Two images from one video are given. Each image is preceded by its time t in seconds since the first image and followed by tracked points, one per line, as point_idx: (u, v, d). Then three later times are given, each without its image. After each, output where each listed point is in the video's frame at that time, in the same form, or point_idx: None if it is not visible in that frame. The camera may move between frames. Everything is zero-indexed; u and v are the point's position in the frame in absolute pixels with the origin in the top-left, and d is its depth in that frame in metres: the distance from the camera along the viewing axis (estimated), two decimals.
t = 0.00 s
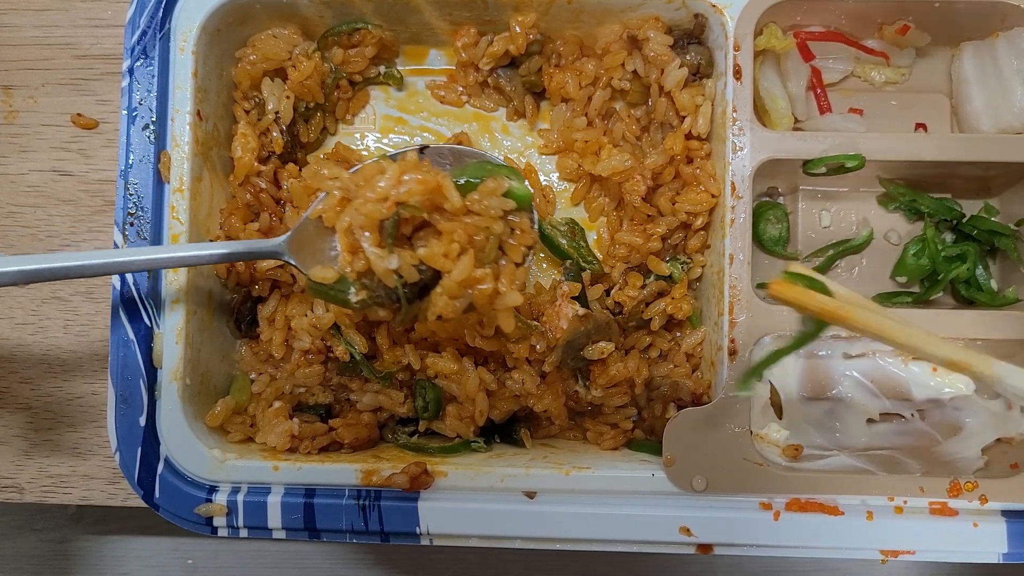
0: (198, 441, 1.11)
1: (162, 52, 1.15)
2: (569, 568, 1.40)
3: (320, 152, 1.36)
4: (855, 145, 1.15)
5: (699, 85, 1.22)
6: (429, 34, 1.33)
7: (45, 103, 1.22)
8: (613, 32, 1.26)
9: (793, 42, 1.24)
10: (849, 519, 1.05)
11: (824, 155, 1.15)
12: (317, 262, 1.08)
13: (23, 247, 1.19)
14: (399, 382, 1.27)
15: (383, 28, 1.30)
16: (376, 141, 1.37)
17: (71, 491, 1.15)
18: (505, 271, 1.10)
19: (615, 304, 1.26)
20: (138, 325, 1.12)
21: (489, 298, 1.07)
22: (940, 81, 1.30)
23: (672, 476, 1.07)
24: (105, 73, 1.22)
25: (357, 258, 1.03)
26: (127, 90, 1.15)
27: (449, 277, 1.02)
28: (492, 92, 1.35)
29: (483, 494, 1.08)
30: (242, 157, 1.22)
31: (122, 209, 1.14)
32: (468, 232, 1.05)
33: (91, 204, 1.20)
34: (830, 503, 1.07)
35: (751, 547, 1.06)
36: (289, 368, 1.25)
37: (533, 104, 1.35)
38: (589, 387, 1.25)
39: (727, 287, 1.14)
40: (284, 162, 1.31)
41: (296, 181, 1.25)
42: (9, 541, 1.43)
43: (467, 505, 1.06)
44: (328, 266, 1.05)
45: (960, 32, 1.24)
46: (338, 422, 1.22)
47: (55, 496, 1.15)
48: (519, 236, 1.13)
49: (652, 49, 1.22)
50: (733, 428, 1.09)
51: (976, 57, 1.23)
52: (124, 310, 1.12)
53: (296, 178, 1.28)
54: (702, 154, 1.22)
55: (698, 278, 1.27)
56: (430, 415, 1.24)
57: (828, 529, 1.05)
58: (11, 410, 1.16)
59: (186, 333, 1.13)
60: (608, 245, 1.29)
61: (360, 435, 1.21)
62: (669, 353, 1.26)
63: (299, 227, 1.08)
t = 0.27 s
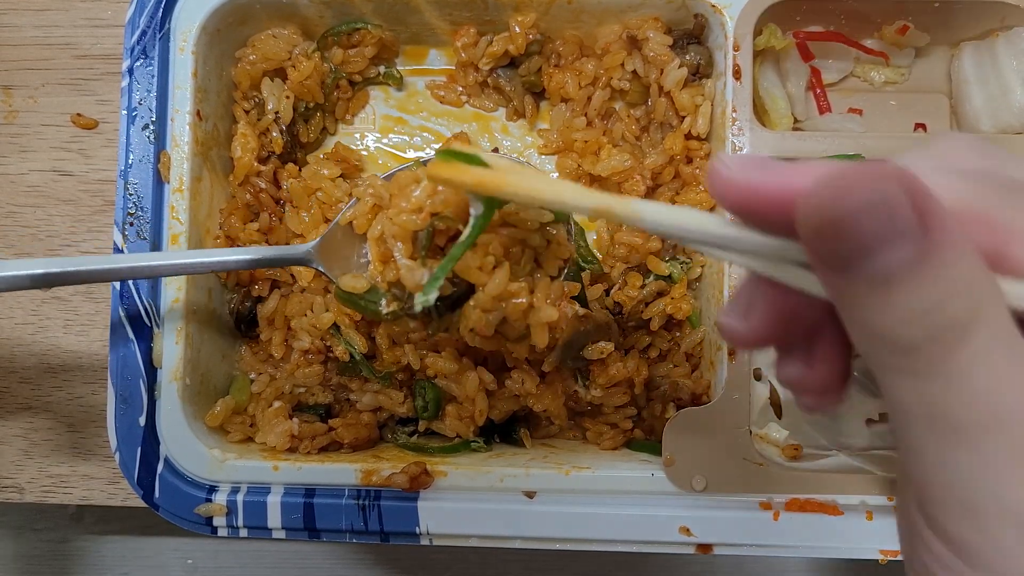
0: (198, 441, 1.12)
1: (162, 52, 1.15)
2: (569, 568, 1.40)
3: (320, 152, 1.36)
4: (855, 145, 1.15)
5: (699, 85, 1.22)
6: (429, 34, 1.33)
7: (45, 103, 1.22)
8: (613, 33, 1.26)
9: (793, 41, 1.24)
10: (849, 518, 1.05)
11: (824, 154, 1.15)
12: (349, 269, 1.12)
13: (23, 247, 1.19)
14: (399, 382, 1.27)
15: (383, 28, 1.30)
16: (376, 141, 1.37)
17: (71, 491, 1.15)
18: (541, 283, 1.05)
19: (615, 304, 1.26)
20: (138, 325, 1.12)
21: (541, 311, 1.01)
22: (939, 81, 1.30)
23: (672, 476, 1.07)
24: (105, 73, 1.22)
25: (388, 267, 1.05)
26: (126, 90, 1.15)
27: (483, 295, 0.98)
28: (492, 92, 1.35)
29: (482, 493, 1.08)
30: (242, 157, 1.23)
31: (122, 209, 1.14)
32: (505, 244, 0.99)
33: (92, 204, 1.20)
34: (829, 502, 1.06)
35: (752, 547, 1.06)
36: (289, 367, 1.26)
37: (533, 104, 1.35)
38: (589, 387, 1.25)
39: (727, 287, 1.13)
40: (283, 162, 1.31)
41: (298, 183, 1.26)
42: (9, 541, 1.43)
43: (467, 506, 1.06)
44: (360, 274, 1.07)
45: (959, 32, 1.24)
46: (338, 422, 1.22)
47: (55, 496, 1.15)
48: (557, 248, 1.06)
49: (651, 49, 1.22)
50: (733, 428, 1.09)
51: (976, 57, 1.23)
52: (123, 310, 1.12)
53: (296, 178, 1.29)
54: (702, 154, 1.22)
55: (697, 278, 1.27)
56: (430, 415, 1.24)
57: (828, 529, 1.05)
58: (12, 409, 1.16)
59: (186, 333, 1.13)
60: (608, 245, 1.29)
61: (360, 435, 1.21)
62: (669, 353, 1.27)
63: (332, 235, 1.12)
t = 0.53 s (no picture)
0: (198, 441, 1.12)
1: (162, 52, 1.15)
2: (569, 568, 1.40)
3: (320, 152, 1.36)
4: (856, 145, 1.15)
5: (699, 85, 1.22)
6: (429, 34, 1.33)
7: (45, 103, 1.22)
8: (613, 33, 1.26)
9: (793, 41, 1.24)
10: (849, 518, 1.05)
11: (824, 155, 1.15)
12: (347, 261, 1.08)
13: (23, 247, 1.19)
14: (399, 382, 1.27)
15: (383, 28, 1.30)
16: (376, 141, 1.37)
17: (71, 491, 1.15)
18: (541, 275, 1.01)
19: (615, 304, 1.27)
20: (138, 325, 1.12)
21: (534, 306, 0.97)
22: (939, 81, 1.30)
23: (672, 476, 1.07)
24: (105, 73, 1.23)
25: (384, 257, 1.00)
26: (127, 90, 1.15)
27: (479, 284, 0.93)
28: (492, 92, 1.35)
29: (482, 493, 1.08)
30: (242, 157, 1.23)
31: (122, 209, 1.14)
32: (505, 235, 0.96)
33: (92, 204, 1.20)
34: (829, 502, 1.06)
35: (752, 547, 1.06)
36: (289, 367, 1.26)
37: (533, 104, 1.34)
38: (589, 387, 1.25)
39: (727, 287, 1.13)
40: (283, 162, 1.31)
41: (298, 183, 1.26)
42: (9, 541, 1.43)
43: (467, 505, 1.06)
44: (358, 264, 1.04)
45: (959, 32, 1.24)
46: (338, 422, 1.22)
47: (55, 496, 1.15)
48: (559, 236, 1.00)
49: (652, 49, 1.22)
50: (732, 427, 1.09)
51: (975, 57, 1.23)
52: (123, 309, 1.12)
53: (296, 178, 1.28)
54: (702, 154, 1.21)
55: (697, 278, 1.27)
56: (430, 415, 1.24)
57: (828, 529, 1.05)
58: (12, 409, 1.16)
59: (186, 333, 1.13)
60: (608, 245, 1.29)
61: (360, 435, 1.21)
62: (669, 353, 1.26)
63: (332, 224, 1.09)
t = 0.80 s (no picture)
0: (199, 442, 1.12)
1: (162, 52, 1.15)
2: (569, 568, 1.40)
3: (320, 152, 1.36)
4: (856, 146, 1.15)
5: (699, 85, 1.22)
6: (429, 34, 1.33)
7: (45, 103, 1.22)
8: (613, 33, 1.26)
9: (793, 42, 1.24)
10: (849, 518, 1.05)
11: (825, 154, 1.15)
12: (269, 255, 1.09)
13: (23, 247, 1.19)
14: (399, 382, 1.27)
15: (383, 28, 1.30)
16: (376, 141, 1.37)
17: (71, 491, 1.15)
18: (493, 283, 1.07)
19: (615, 304, 1.27)
20: (138, 325, 1.12)
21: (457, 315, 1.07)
22: (940, 82, 1.30)
23: (672, 476, 1.07)
24: (106, 73, 1.22)
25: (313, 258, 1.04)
26: (127, 90, 1.15)
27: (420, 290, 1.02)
28: (492, 92, 1.35)
29: (482, 493, 1.08)
30: (243, 157, 1.23)
31: (122, 209, 1.14)
32: (452, 240, 1.02)
33: (92, 204, 1.20)
34: (830, 503, 1.07)
35: (753, 547, 1.05)
36: (289, 368, 1.26)
37: (533, 104, 1.34)
38: (589, 387, 1.25)
39: (727, 287, 1.13)
40: (283, 162, 1.31)
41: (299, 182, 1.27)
42: (9, 542, 1.43)
43: (467, 506, 1.06)
44: (285, 263, 1.05)
45: (959, 33, 1.24)
46: (338, 422, 1.22)
47: (55, 496, 1.15)
48: (511, 245, 1.07)
49: (652, 49, 1.22)
50: (732, 427, 1.09)
51: (976, 57, 1.23)
52: (124, 309, 1.12)
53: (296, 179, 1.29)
54: (702, 155, 1.23)
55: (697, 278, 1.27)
56: (430, 415, 1.24)
57: (829, 529, 1.05)
58: (11, 409, 1.16)
59: (186, 333, 1.13)
60: (608, 245, 1.30)
61: (360, 435, 1.21)
62: (669, 353, 1.26)
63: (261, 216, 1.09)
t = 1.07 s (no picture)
0: (198, 441, 1.11)
1: (163, 52, 1.15)
2: (569, 568, 1.40)
3: (320, 152, 1.36)
4: (855, 146, 1.15)
5: (699, 85, 1.22)
6: (429, 34, 1.33)
7: (45, 103, 1.22)
8: (613, 33, 1.26)
9: (793, 42, 1.24)
10: (849, 518, 1.06)
11: (825, 155, 1.15)
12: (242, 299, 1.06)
13: (23, 247, 1.19)
14: (399, 382, 1.27)
15: (383, 28, 1.30)
16: (376, 142, 1.37)
17: (71, 490, 1.15)
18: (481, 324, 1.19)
19: (615, 304, 1.26)
20: (138, 325, 1.12)
21: (424, 297, 1.27)
22: (940, 81, 1.30)
23: (672, 476, 1.07)
24: (105, 73, 1.22)
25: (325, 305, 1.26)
26: (127, 90, 1.15)
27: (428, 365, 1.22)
28: (492, 92, 1.35)
29: (483, 493, 1.08)
30: (243, 157, 1.23)
31: (122, 209, 1.14)
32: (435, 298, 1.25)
33: (92, 204, 1.20)
34: (829, 503, 1.07)
35: (753, 547, 1.06)
36: (289, 368, 1.25)
37: (533, 104, 1.34)
38: (589, 387, 1.25)
39: (727, 287, 1.13)
40: (284, 162, 1.31)
41: (298, 182, 1.27)
42: (8, 541, 1.43)
43: (467, 506, 1.06)
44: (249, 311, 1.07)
45: (960, 32, 1.24)
46: (338, 422, 1.22)
47: (55, 496, 1.15)
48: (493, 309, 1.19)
49: (652, 49, 1.22)
50: (732, 427, 1.09)
51: (976, 57, 1.23)
52: (124, 309, 1.12)
53: (296, 178, 1.28)
54: (702, 155, 1.22)
55: (698, 278, 1.27)
56: (430, 415, 1.23)
57: (829, 529, 1.05)
58: (11, 409, 1.16)
59: (186, 333, 1.13)
60: (608, 245, 1.29)
61: (360, 435, 1.21)
62: (669, 353, 1.26)
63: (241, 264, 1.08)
